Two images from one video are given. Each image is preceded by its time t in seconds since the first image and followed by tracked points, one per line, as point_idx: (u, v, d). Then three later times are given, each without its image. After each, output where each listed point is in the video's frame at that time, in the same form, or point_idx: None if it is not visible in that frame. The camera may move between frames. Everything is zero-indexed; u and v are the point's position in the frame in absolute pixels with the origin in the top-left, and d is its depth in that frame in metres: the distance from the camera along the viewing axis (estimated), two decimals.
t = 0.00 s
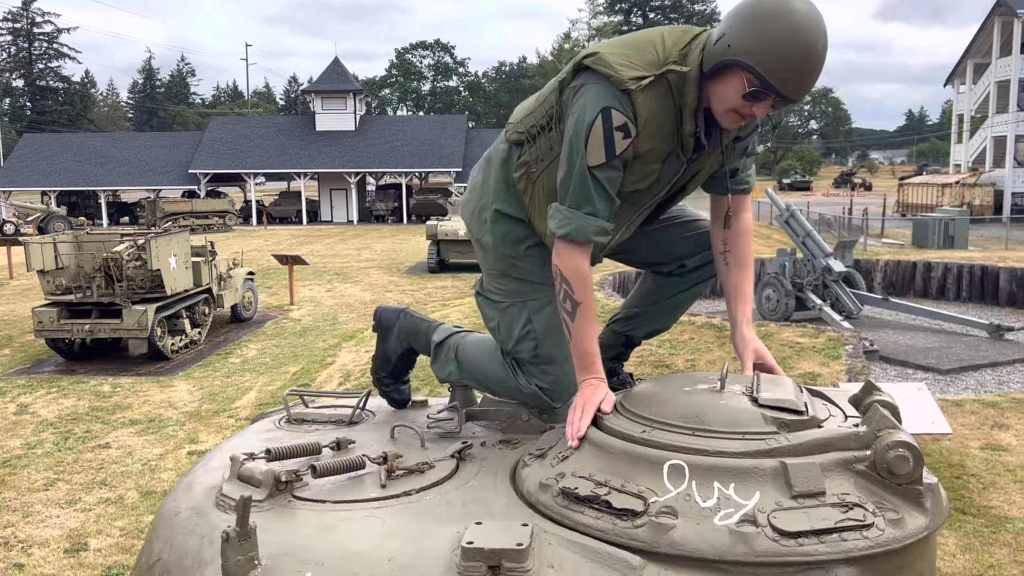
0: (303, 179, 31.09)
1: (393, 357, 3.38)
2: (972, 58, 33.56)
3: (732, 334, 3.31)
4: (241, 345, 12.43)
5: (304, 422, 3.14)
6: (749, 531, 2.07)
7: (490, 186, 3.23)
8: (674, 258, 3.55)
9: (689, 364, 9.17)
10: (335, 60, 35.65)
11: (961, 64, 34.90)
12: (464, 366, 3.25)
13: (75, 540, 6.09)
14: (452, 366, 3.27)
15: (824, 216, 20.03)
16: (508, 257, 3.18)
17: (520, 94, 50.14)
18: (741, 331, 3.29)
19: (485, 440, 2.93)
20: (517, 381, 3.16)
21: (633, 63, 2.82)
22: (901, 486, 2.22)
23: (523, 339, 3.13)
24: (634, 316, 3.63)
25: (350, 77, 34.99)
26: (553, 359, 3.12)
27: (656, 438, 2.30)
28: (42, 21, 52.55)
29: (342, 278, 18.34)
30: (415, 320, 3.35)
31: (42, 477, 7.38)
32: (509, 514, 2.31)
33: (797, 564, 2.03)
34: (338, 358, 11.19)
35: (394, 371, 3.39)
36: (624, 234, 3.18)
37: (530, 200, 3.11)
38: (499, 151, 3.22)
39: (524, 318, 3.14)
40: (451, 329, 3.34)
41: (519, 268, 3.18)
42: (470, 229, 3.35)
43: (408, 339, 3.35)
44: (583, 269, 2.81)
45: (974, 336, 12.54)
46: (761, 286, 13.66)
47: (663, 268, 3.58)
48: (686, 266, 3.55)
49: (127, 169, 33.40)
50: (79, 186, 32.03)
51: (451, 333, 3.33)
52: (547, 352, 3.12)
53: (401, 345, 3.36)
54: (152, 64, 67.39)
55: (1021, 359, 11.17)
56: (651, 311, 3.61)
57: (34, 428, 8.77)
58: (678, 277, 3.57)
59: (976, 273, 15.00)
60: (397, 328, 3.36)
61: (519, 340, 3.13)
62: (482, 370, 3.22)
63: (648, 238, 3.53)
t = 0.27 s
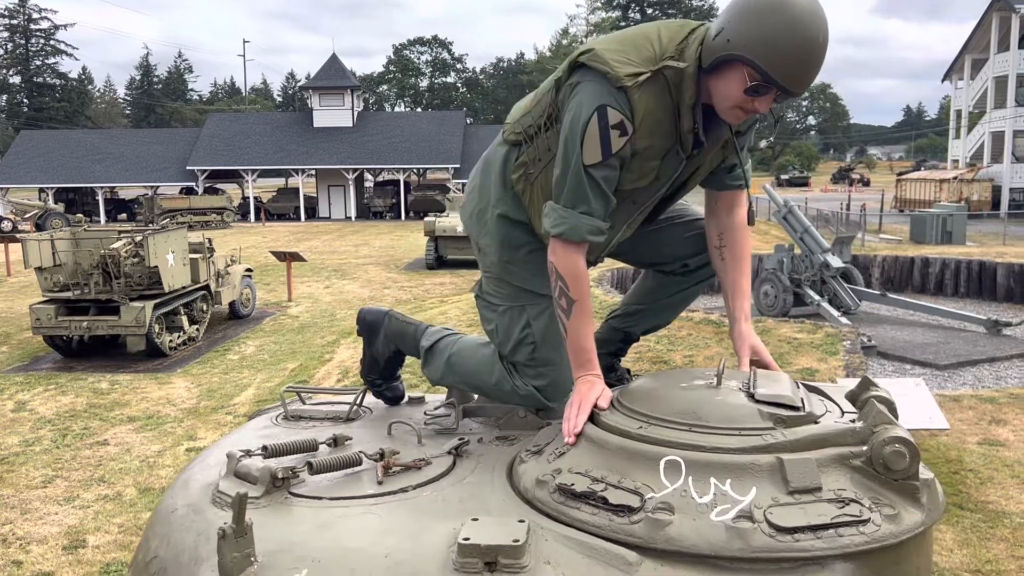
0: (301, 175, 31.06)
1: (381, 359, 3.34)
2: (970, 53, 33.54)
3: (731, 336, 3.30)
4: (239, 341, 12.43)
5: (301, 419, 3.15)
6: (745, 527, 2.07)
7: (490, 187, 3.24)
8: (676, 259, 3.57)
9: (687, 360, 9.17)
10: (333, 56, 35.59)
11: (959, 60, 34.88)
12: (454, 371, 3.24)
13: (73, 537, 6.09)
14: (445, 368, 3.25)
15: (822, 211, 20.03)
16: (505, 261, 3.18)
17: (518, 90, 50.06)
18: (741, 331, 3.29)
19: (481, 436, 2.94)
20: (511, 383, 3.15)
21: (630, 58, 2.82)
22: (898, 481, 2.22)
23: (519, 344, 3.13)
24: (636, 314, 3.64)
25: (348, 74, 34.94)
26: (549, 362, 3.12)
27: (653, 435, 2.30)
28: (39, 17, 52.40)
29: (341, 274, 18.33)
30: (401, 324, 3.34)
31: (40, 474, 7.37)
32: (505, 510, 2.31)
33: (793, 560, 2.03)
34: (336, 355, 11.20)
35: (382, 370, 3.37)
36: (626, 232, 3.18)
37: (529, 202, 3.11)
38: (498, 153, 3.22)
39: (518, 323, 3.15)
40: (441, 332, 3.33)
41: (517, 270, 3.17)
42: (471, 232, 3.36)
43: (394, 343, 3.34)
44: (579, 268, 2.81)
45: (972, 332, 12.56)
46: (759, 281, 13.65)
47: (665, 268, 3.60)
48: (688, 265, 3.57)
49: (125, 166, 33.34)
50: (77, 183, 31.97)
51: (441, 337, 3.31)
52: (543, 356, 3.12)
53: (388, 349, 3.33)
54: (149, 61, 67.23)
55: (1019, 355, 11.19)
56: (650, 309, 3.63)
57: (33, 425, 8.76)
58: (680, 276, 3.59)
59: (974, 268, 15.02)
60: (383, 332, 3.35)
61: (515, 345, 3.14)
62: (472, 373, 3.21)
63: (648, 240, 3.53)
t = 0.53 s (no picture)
0: (299, 170, 31.04)
1: (387, 354, 3.35)
2: (969, 47, 33.52)
3: (748, 313, 3.23)
4: (237, 337, 12.43)
5: (298, 414, 3.15)
6: (741, 521, 2.08)
7: (481, 191, 3.24)
8: (668, 246, 3.58)
9: (685, 354, 9.19)
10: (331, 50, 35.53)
11: (958, 54, 34.88)
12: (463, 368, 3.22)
13: (72, 531, 6.10)
14: (455, 366, 3.23)
15: (820, 206, 20.04)
16: (499, 265, 3.18)
17: (516, 85, 50.03)
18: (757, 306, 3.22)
19: (478, 431, 2.94)
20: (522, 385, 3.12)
21: (612, 48, 2.83)
22: (894, 475, 2.23)
23: (527, 348, 3.09)
24: (631, 304, 3.65)
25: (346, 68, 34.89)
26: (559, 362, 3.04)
27: (650, 429, 2.30)
28: (36, 12, 52.25)
29: (339, 269, 18.33)
30: (412, 323, 3.35)
31: (39, 469, 7.38)
32: (501, 504, 2.32)
33: (789, 554, 2.04)
34: (335, 350, 11.21)
35: (390, 365, 3.38)
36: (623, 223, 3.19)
37: (521, 202, 3.11)
38: (487, 156, 3.22)
39: (523, 325, 3.12)
40: (452, 331, 3.30)
41: (511, 273, 3.17)
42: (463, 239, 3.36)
43: (402, 340, 3.35)
44: (577, 260, 2.80)
45: (970, 326, 12.59)
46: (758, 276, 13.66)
47: (657, 255, 3.61)
48: (681, 251, 3.58)
49: (123, 161, 33.30)
50: (74, 178, 31.92)
51: (452, 335, 3.29)
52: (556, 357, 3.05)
53: (395, 347, 3.34)
54: (147, 56, 67.09)
55: (1017, 348, 11.22)
56: (645, 298, 3.63)
57: (31, 421, 8.77)
58: (674, 263, 3.60)
59: (972, 262, 15.03)
60: (393, 328, 3.38)
61: (523, 349, 3.10)
62: (484, 374, 3.18)
63: (638, 230, 3.55)
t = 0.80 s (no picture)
0: (297, 163, 31.01)
1: (390, 345, 3.35)
2: (967, 39, 33.50)
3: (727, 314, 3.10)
4: (235, 330, 12.43)
5: (296, 406, 3.15)
6: (738, 513, 2.08)
7: (475, 192, 3.25)
8: (663, 242, 3.59)
9: (683, 347, 9.20)
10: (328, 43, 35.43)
11: (956, 46, 34.85)
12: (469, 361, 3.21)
13: (70, 525, 6.10)
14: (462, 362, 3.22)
15: (818, 198, 20.03)
16: (496, 263, 3.18)
17: (514, 77, 49.92)
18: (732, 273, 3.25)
19: (475, 423, 2.94)
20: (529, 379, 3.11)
21: (595, 37, 2.83)
22: (890, 467, 2.23)
23: (532, 341, 3.10)
24: (624, 300, 3.63)
25: (343, 61, 34.80)
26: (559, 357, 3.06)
27: (646, 421, 2.31)
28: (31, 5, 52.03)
29: (337, 262, 18.32)
30: (417, 316, 3.35)
31: (36, 463, 7.38)
32: (495, 497, 2.32)
33: (786, 546, 2.04)
34: (333, 342, 11.22)
35: (391, 358, 3.38)
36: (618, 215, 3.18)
37: (515, 199, 3.11)
38: (479, 158, 3.24)
39: (525, 318, 3.13)
40: (458, 323, 3.30)
41: (510, 270, 3.17)
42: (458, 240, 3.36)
43: (409, 332, 3.35)
44: (572, 250, 2.80)
45: (967, 318, 12.60)
46: (756, 268, 13.67)
47: (650, 250, 3.62)
48: (676, 246, 3.58)
49: (120, 154, 33.22)
50: (71, 171, 31.84)
51: (458, 327, 3.28)
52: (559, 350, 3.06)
53: (400, 339, 3.35)
54: (143, 48, 66.86)
55: (1014, 340, 11.24)
56: (637, 294, 3.62)
57: (29, 414, 8.76)
58: (668, 258, 3.60)
59: (970, 254, 15.04)
60: (397, 320, 3.37)
61: (527, 341, 3.10)
62: (491, 369, 3.17)
63: (631, 227, 3.56)
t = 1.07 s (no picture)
0: (294, 154, 30.94)
1: (389, 349, 3.33)
2: (965, 30, 33.44)
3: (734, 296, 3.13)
4: (233, 321, 12.41)
5: (290, 398, 3.14)
6: (732, 505, 2.07)
7: (472, 190, 3.25)
8: (662, 232, 3.58)
9: (680, 339, 9.20)
10: (325, 33, 35.30)
11: (955, 36, 34.80)
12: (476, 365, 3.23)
13: (67, 516, 6.10)
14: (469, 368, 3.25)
15: (815, 188, 20.02)
16: (501, 267, 3.18)
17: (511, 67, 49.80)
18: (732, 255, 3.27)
19: (471, 416, 2.93)
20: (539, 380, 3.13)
21: (589, 26, 2.81)
22: (886, 459, 2.22)
23: (543, 343, 3.11)
24: (622, 292, 3.64)
25: (340, 51, 34.68)
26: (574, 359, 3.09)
27: (641, 413, 2.30)
28: None
29: (334, 254, 18.30)
30: (412, 321, 3.35)
31: (33, 454, 7.37)
32: (490, 489, 2.31)
33: (781, 539, 2.04)
34: (330, 334, 11.21)
35: (391, 361, 3.35)
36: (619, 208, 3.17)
37: (512, 196, 3.11)
38: (478, 158, 3.24)
39: (535, 319, 3.14)
40: (459, 327, 3.33)
41: (511, 272, 3.17)
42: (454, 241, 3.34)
43: (405, 336, 3.35)
44: (570, 243, 2.78)
45: (964, 309, 12.62)
46: (753, 259, 13.67)
47: (647, 241, 3.62)
48: (675, 236, 3.58)
49: (116, 145, 33.11)
50: (67, 162, 31.73)
51: (461, 332, 3.31)
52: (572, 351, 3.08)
53: (397, 342, 3.33)
54: (139, 38, 66.52)
55: (1011, 331, 11.26)
56: (634, 284, 3.63)
57: (25, 405, 8.76)
58: (667, 248, 3.60)
59: (967, 245, 15.05)
60: (393, 324, 3.36)
61: (538, 344, 3.12)
62: (500, 371, 3.19)
63: (630, 220, 3.55)
